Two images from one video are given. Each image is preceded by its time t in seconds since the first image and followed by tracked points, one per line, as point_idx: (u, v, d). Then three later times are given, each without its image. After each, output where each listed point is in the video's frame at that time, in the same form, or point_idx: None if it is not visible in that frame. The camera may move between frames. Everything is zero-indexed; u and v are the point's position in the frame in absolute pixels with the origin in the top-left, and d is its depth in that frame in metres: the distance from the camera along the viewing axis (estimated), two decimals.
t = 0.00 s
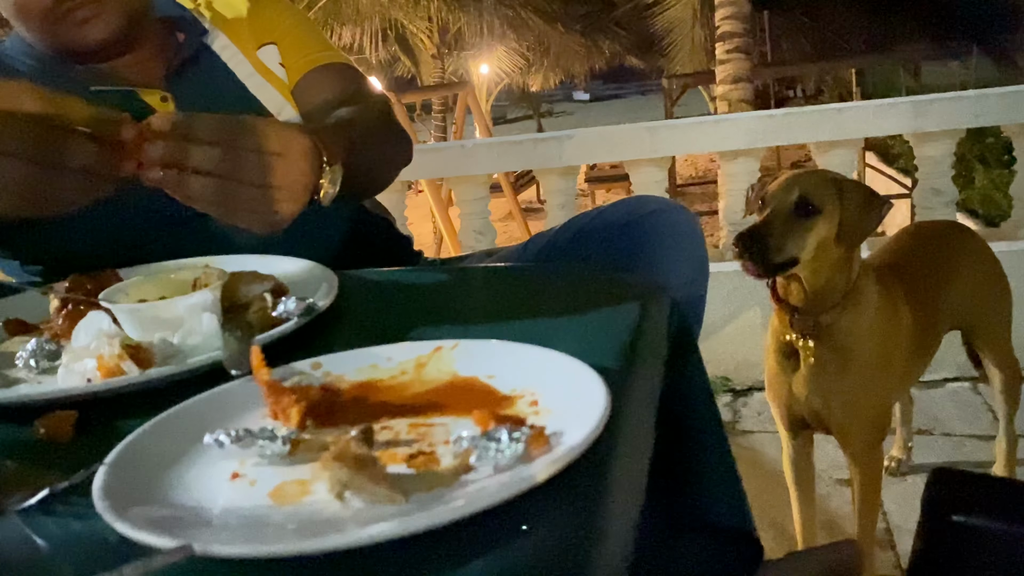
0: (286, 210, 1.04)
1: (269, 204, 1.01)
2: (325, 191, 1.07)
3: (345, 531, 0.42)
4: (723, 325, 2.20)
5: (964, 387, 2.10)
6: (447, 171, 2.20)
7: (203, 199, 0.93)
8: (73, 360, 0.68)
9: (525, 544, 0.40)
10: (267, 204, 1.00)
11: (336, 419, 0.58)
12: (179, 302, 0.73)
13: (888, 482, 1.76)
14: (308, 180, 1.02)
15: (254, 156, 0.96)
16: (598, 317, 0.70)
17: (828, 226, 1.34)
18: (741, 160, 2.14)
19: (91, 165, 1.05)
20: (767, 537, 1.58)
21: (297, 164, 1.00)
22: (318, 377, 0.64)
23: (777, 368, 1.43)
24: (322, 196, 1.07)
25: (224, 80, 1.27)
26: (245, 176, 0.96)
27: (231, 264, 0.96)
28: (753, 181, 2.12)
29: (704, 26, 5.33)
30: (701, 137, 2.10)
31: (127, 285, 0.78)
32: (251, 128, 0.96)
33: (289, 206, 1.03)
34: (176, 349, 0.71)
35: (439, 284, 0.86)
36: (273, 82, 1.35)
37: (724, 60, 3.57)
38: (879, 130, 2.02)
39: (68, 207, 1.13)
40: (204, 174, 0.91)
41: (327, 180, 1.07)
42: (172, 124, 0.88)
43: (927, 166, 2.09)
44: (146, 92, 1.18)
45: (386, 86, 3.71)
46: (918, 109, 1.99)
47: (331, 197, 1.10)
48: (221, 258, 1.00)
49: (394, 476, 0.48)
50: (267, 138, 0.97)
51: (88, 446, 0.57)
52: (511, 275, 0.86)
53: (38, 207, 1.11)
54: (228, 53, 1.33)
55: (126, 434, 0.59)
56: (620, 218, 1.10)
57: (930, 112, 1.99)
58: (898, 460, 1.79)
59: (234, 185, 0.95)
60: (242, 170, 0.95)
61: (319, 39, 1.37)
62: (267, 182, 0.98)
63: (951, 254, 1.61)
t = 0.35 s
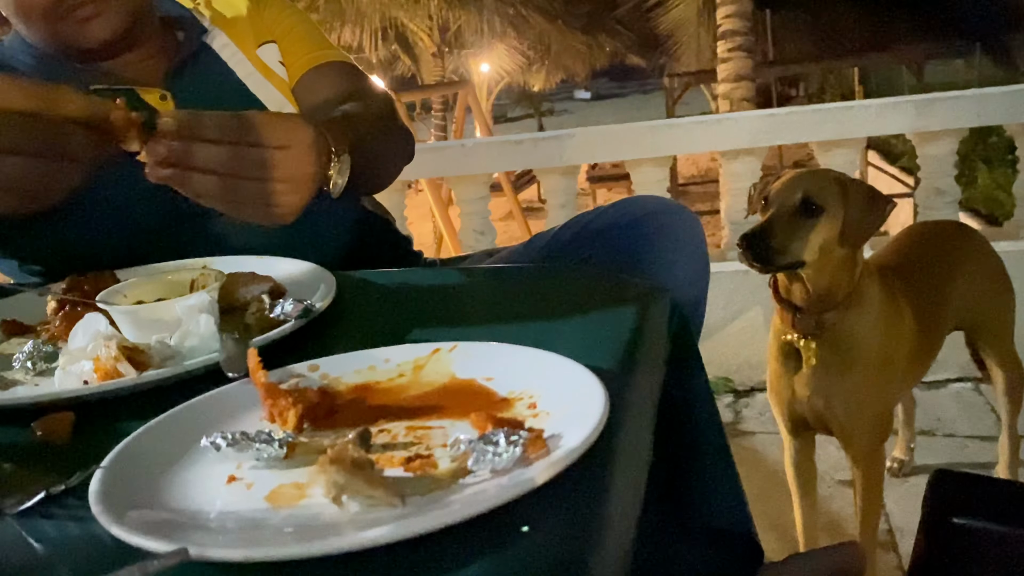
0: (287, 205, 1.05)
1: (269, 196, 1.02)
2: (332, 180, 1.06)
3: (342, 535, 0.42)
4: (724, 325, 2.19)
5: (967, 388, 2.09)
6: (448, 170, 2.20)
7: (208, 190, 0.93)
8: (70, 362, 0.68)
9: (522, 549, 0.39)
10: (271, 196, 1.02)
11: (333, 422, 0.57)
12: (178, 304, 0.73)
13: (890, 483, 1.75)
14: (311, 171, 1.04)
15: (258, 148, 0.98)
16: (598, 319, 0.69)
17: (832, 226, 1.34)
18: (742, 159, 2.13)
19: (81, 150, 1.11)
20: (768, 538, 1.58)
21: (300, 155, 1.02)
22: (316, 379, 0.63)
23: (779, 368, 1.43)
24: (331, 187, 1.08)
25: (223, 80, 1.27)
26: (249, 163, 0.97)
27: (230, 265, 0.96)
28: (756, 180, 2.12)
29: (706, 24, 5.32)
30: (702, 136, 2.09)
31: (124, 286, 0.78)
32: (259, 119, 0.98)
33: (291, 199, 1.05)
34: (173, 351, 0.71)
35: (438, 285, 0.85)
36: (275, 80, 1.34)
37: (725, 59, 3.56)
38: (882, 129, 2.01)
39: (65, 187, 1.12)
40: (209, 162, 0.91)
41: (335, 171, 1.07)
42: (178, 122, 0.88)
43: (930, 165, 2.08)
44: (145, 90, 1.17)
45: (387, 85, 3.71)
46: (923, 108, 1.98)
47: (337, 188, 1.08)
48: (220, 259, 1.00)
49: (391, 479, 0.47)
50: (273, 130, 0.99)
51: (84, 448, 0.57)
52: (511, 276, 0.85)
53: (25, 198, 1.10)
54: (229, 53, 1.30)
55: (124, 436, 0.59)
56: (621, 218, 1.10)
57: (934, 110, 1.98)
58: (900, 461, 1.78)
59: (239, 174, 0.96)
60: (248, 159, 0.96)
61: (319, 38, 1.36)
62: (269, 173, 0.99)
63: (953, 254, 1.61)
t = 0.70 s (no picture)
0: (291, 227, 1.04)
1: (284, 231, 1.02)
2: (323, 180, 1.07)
3: (342, 537, 0.42)
4: (724, 324, 2.19)
5: (967, 387, 2.09)
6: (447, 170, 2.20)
7: (228, 239, 0.91)
8: (70, 364, 0.68)
9: (521, 550, 0.39)
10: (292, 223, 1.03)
11: (333, 422, 0.58)
12: (177, 305, 0.73)
13: (891, 483, 1.75)
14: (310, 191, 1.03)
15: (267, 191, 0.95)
16: (598, 320, 0.69)
17: (832, 226, 1.34)
18: (742, 159, 2.13)
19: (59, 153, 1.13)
20: (768, 538, 1.58)
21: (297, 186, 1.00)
22: (315, 380, 0.63)
23: (779, 368, 1.43)
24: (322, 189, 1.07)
25: (222, 81, 1.28)
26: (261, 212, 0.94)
27: (230, 266, 0.96)
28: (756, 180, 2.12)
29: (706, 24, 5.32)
30: (703, 136, 2.09)
31: (123, 288, 0.78)
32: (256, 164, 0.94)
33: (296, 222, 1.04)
34: (172, 352, 0.71)
35: (436, 287, 0.85)
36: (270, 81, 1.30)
37: (725, 59, 3.56)
38: (882, 127, 2.01)
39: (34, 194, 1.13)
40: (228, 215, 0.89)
41: (326, 174, 1.07)
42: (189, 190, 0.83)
43: (930, 165, 2.08)
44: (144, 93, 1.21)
45: (387, 86, 3.71)
46: (922, 107, 1.99)
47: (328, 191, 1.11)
48: (220, 260, 1.00)
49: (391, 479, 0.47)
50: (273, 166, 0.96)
51: (85, 449, 0.57)
52: (511, 277, 0.85)
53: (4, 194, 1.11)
54: (226, 54, 1.29)
55: (124, 437, 0.59)
56: (620, 218, 1.10)
57: (934, 109, 1.99)
58: (901, 461, 1.78)
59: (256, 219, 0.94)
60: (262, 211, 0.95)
61: (317, 38, 1.35)
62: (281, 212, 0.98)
63: (953, 254, 1.61)
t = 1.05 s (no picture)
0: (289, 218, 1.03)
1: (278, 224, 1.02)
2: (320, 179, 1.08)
3: (336, 543, 0.41)
4: (723, 325, 2.19)
5: (965, 387, 2.09)
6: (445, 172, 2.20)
7: (224, 233, 0.93)
8: (64, 368, 0.67)
9: (516, 555, 0.39)
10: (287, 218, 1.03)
11: (329, 426, 0.57)
12: (173, 308, 0.73)
13: (890, 484, 1.75)
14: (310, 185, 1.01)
15: (264, 186, 0.95)
16: (595, 323, 0.69)
17: (831, 227, 1.33)
18: (740, 160, 2.13)
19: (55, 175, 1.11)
20: (767, 539, 1.58)
21: (295, 183, 0.98)
22: (310, 384, 0.63)
23: (778, 369, 1.42)
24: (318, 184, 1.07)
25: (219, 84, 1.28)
26: (255, 208, 0.95)
27: (226, 269, 0.95)
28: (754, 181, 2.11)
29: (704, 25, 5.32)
30: (702, 136, 2.09)
31: (119, 291, 0.78)
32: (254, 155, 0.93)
33: (291, 217, 1.03)
34: (167, 356, 0.70)
35: (433, 289, 0.85)
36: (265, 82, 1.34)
37: (723, 59, 3.56)
38: (879, 128, 2.01)
39: (20, 214, 1.12)
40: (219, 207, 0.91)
41: (325, 170, 1.07)
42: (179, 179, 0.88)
43: (928, 165, 2.08)
44: (139, 95, 1.20)
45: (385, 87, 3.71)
46: (920, 107, 1.99)
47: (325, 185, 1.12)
48: (216, 262, 1.00)
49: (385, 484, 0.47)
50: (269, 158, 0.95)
51: (78, 455, 0.57)
52: (508, 279, 0.85)
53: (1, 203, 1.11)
54: (222, 56, 1.31)
55: (118, 441, 0.58)
56: (618, 220, 1.10)
57: (931, 109, 1.99)
58: (900, 461, 1.78)
59: (250, 214, 0.95)
60: (256, 206, 0.95)
61: (313, 39, 1.36)
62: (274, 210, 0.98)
63: (952, 254, 1.60)
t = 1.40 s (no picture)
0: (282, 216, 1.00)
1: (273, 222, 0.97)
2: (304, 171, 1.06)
3: (321, 552, 0.41)
4: (720, 327, 2.19)
5: (963, 388, 2.09)
6: (441, 174, 2.20)
7: (213, 234, 0.91)
8: (52, 375, 0.67)
9: (505, 563, 0.39)
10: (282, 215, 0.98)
11: (317, 434, 0.57)
12: (161, 314, 0.72)
13: (887, 485, 1.75)
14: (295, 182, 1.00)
15: (245, 182, 0.91)
16: (586, 328, 0.69)
17: (826, 228, 1.33)
18: (737, 162, 2.13)
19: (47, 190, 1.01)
20: (765, 542, 1.58)
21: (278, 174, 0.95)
22: (298, 391, 0.63)
23: (774, 372, 1.42)
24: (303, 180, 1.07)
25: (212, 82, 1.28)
26: (239, 205, 0.91)
27: (218, 274, 0.95)
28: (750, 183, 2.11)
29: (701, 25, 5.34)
30: (698, 138, 2.09)
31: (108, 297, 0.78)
32: (229, 155, 0.90)
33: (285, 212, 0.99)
34: (156, 362, 0.71)
35: (426, 294, 0.85)
36: (258, 86, 1.38)
37: (720, 60, 3.56)
38: (876, 129, 2.01)
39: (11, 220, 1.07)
40: (200, 208, 0.88)
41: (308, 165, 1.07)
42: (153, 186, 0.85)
43: (925, 166, 2.08)
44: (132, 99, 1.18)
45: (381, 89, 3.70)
46: (915, 109, 1.99)
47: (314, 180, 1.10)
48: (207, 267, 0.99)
49: (372, 492, 0.46)
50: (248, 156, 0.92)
51: (65, 462, 0.57)
52: (501, 283, 0.85)
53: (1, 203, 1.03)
54: (213, 59, 1.36)
55: (105, 449, 0.58)
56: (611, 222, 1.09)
57: (927, 111, 1.99)
58: (897, 463, 1.78)
59: (236, 213, 0.91)
60: (240, 201, 0.91)
61: (308, 42, 1.36)
62: (264, 205, 0.93)
63: (948, 256, 1.60)
